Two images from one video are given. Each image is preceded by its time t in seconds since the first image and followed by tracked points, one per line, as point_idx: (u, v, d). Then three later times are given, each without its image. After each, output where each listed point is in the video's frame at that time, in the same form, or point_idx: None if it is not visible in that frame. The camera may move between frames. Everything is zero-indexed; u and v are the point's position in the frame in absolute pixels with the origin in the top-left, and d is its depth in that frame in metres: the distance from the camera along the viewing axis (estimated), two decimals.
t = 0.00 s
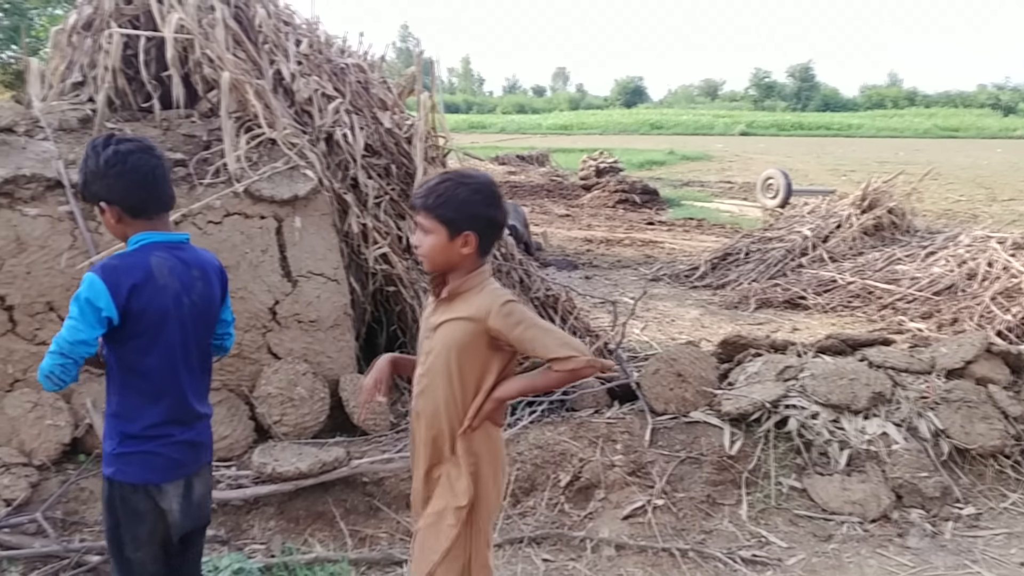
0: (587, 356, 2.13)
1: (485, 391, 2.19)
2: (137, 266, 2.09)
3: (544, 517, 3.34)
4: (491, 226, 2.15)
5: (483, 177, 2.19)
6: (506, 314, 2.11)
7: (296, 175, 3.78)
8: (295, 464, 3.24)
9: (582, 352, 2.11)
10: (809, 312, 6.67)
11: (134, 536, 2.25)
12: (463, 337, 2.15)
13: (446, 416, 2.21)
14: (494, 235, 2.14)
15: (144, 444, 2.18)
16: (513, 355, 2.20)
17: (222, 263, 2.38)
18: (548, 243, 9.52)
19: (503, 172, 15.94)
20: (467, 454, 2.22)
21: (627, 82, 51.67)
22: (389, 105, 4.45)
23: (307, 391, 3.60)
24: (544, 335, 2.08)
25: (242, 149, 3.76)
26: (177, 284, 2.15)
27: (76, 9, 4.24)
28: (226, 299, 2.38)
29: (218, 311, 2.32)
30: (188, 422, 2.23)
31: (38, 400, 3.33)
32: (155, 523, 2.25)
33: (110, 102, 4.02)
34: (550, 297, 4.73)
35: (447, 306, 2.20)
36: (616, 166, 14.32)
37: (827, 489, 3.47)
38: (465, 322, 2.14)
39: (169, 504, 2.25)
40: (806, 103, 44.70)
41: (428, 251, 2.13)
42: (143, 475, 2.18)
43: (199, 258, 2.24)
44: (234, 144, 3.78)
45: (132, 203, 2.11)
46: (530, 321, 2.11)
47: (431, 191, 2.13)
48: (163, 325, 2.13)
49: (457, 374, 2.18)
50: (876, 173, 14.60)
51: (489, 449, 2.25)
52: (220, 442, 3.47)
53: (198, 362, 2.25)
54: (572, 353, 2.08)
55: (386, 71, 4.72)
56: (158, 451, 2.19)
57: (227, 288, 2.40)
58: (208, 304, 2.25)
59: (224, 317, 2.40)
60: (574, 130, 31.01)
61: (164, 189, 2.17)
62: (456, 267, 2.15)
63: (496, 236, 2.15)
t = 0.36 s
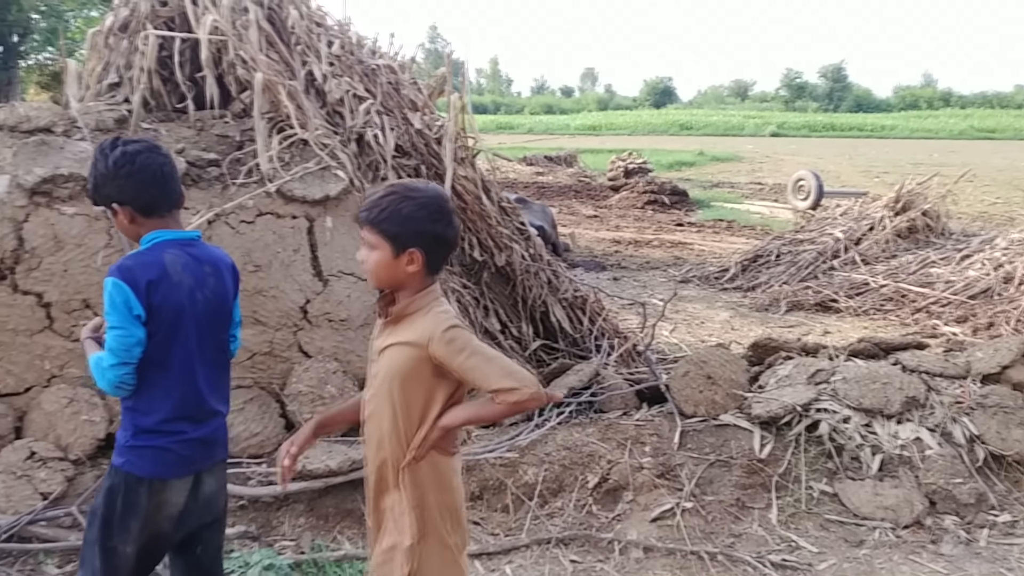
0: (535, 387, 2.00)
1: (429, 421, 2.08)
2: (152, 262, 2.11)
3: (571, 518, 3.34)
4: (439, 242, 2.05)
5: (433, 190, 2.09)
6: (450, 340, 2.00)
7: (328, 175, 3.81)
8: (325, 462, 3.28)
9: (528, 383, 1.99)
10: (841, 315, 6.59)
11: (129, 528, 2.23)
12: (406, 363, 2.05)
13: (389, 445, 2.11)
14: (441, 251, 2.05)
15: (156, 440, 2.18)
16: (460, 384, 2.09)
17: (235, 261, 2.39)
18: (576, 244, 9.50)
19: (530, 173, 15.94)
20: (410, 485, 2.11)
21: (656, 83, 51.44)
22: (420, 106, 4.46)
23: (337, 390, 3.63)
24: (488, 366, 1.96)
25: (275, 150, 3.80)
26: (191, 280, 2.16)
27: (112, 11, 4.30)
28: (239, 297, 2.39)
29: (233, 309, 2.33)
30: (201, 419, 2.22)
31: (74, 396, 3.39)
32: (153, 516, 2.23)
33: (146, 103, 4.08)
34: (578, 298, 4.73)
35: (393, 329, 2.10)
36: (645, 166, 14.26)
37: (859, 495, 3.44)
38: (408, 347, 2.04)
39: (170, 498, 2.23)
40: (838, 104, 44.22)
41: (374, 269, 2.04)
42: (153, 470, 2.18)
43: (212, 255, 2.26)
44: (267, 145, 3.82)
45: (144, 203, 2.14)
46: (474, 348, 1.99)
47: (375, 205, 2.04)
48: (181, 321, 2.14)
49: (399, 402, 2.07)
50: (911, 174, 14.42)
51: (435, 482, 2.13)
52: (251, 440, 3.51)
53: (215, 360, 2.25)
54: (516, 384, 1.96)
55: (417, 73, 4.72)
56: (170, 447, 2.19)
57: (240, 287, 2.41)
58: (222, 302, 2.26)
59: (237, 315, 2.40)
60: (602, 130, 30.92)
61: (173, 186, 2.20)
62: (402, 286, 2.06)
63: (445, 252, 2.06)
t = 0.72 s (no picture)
0: (448, 415, 1.84)
1: (344, 441, 1.93)
2: (153, 266, 2.10)
3: (595, 520, 3.34)
4: (364, 250, 1.91)
5: (364, 193, 1.96)
6: (366, 357, 1.85)
7: (355, 176, 3.84)
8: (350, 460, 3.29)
9: (441, 411, 1.83)
10: (868, 318, 6.52)
11: (124, 524, 2.21)
12: (324, 378, 1.91)
13: (307, 462, 1.98)
14: (366, 260, 1.91)
15: (152, 441, 2.18)
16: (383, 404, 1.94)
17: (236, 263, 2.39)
18: (600, 245, 9.48)
19: (554, 174, 15.93)
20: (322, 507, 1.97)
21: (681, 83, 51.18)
22: (446, 107, 4.47)
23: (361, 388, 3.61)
24: (402, 390, 1.81)
25: (302, 150, 3.83)
26: (192, 284, 2.16)
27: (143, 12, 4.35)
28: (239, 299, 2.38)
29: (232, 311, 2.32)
30: (196, 420, 2.22)
31: (103, 392, 3.43)
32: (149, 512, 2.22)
33: (175, 104, 4.13)
34: (603, 299, 4.73)
35: (316, 341, 1.97)
36: (670, 167, 14.20)
37: (886, 500, 3.40)
38: (327, 362, 1.90)
39: (165, 495, 2.23)
40: (866, 105, 43.78)
41: (295, 275, 1.93)
42: (149, 470, 2.18)
43: (213, 257, 2.25)
44: (294, 145, 3.85)
45: (150, 206, 2.14)
46: (389, 368, 1.85)
47: (299, 207, 1.92)
48: (181, 324, 2.13)
49: (315, 418, 1.94)
50: (942, 176, 14.24)
51: (351, 507, 1.99)
52: (277, 437, 3.53)
53: (216, 363, 2.25)
54: (426, 410, 1.81)
55: (443, 73, 4.72)
56: (166, 448, 2.19)
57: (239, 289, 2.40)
58: (223, 304, 2.25)
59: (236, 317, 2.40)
60: (626, 131, 30.83)
61: (175, 188, 2.21)
62: (325, 295, 1.93)
63: (370, 259, 1.92)
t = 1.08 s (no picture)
0: (364, 429, 1.72)
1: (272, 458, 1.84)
2: (133, 269, 2.13)
3: (619, 522, 3.33)
4: (276, 256, 1.83)
5: (281, 195, 1.87)
6: (279, 370, 1.75)
7: (381, 176, 3.87)
8: (375, 458, 3.30)
9: (356, 425, 1.71)
10: (897, 322, 6.46)
11: (118, 521, 2.21)
12: (245, 393, 1.82)
13: (239, 480, 1.89)
14: (278, 267, 1.83)
15: (137, 438, 2.19)
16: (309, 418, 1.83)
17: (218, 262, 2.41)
18: (624, 246, 9.46)
19: (578, 174, 15.91)
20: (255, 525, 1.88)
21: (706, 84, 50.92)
22: (472, 108, 4.48)
23: (387, 387, 3.64)
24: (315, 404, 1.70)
25: (330, 150, 3.85)
26: (173, 284, 2.18)
27: (174, 14, 4.40)
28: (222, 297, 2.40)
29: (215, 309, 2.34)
30: (182, 416, 2.24)
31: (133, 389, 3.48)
32: (144, 508, 2.23)
33: (205, 104, 4.17)
34: (627, 301, 4.71)
35: (238, 352, 1.88)
36: (695, 169, 14.14)
37: (915, 506, 3.36)
38: (245, 376, 1.82)
39: (158, 492, 2.23)
40: (894, 107, 43.31)
41: (210, 279, 1.86)
42: (135, 467, 2.19)
43: (193, 256, 2.27)
44: (322, 145, 3.88)
45: (131, 203, 2.16)
46: (302, 381, 1.74)
47: (215, 208, 1.85)
48: (165, 323, 2.16)
49: (242, 434, 1.85)
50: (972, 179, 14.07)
51: (289, 525, 1.88)
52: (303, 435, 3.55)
53: (201, 361, 2.28)
54: (339, 424, 1.69)
55: (469, 73, 4.71)
56: (151, 445, 2.20)
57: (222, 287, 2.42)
58: (204, 303, 2.27)
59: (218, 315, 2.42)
60: (651, 132, 30.73)
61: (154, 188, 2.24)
62: (242, 300, 1.86)
63: (282, 266, 1.83)
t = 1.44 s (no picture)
0: (235, 421, 1.79)
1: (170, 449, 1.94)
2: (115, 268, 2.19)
3: (645, 524, 3.32)
4: (175, 246, 1.92)
5: (186, 186, 1.97)
6: (162, 362, 1.86)
7: (408, 177, 3.88)
8: (401, 457, 3.32)
9: (228, 417, 1.78)
10: (927, 326, 6.38)
11: (104, 520, 2.29)
12: (141, 387, 1.94)
13: (149, 471, 2.01)
14: (177, 255, 1.93)
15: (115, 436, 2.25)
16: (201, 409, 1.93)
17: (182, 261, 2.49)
18: (650, 248, 9.42)
19: (604, 176, 15.88)
20: (162, 514, 1.99)
21: (733, 84, 50.57)
22: (499, 109, 4.49)
23: (413, 386, 3.70)
24: (188, 395, 1.79)
25: (358, 152, 3.88)
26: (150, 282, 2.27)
27: (205, 16, 4.45)
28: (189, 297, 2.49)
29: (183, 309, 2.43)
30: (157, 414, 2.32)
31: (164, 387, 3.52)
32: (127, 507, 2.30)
33: (234, 105, 4.20)
34: (654, 302, 4.69)
35: (140, 345, 2.00)
36: (722, 170, 14.05)
37: (946, 512, 3.31)
38: (139, 370, 1.93)
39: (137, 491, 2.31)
40: (924, 107, 42.79)
41: (116, 269, 1.97)
42: (113, 465, 2.25)
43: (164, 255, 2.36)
44: (350, 147, 3.90)
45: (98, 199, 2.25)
46: (180, 373, 1.83)
47: (119, 198, 1.95)
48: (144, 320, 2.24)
49: (144, 426, 1.97)
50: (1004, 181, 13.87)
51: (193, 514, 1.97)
52: (330, 434, 3.57)
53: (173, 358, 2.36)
54: (210, 417, 1.77)
55: (495, 74, 4.71)
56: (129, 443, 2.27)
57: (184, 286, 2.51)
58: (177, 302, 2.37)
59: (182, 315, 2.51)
60: (676, 133, 30.59)
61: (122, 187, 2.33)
62: (145, 290, 1.98)
63: (182, 254, 1.94)
